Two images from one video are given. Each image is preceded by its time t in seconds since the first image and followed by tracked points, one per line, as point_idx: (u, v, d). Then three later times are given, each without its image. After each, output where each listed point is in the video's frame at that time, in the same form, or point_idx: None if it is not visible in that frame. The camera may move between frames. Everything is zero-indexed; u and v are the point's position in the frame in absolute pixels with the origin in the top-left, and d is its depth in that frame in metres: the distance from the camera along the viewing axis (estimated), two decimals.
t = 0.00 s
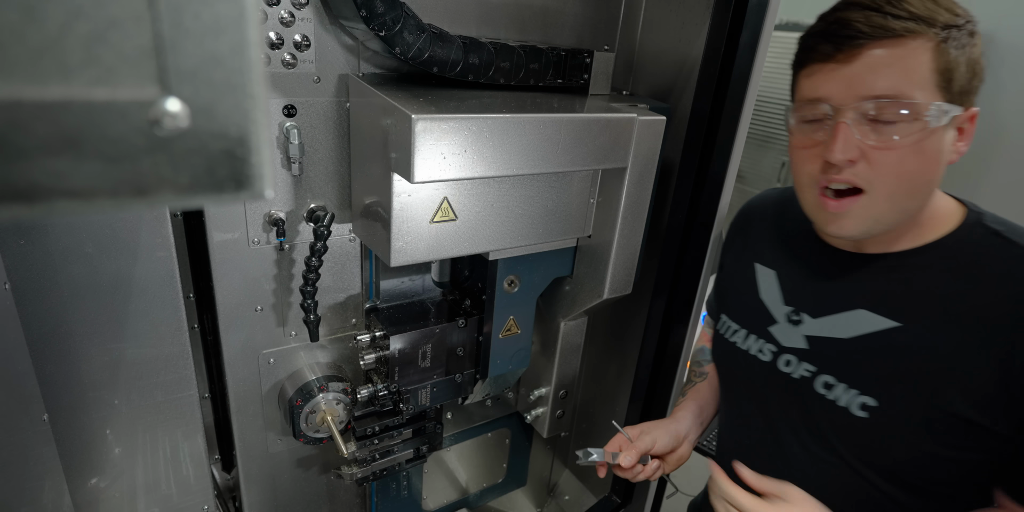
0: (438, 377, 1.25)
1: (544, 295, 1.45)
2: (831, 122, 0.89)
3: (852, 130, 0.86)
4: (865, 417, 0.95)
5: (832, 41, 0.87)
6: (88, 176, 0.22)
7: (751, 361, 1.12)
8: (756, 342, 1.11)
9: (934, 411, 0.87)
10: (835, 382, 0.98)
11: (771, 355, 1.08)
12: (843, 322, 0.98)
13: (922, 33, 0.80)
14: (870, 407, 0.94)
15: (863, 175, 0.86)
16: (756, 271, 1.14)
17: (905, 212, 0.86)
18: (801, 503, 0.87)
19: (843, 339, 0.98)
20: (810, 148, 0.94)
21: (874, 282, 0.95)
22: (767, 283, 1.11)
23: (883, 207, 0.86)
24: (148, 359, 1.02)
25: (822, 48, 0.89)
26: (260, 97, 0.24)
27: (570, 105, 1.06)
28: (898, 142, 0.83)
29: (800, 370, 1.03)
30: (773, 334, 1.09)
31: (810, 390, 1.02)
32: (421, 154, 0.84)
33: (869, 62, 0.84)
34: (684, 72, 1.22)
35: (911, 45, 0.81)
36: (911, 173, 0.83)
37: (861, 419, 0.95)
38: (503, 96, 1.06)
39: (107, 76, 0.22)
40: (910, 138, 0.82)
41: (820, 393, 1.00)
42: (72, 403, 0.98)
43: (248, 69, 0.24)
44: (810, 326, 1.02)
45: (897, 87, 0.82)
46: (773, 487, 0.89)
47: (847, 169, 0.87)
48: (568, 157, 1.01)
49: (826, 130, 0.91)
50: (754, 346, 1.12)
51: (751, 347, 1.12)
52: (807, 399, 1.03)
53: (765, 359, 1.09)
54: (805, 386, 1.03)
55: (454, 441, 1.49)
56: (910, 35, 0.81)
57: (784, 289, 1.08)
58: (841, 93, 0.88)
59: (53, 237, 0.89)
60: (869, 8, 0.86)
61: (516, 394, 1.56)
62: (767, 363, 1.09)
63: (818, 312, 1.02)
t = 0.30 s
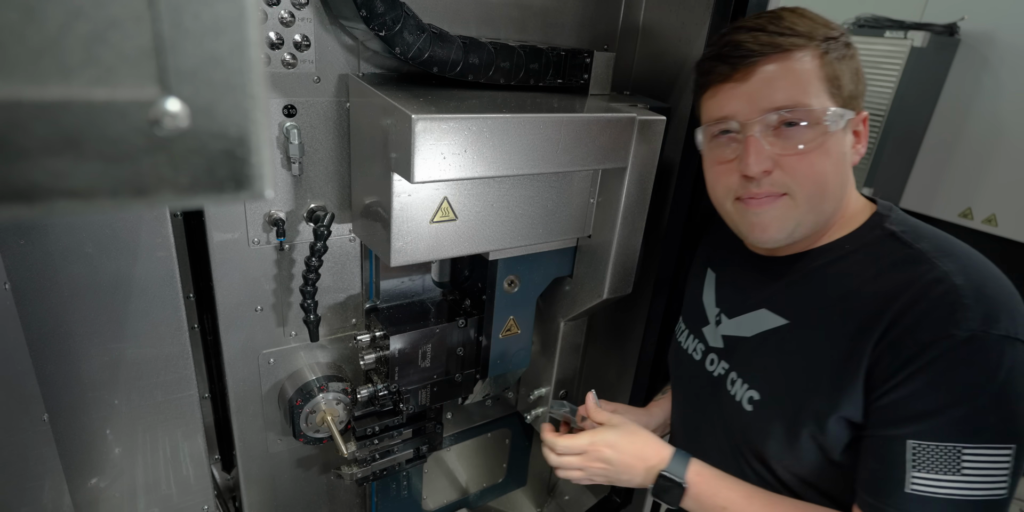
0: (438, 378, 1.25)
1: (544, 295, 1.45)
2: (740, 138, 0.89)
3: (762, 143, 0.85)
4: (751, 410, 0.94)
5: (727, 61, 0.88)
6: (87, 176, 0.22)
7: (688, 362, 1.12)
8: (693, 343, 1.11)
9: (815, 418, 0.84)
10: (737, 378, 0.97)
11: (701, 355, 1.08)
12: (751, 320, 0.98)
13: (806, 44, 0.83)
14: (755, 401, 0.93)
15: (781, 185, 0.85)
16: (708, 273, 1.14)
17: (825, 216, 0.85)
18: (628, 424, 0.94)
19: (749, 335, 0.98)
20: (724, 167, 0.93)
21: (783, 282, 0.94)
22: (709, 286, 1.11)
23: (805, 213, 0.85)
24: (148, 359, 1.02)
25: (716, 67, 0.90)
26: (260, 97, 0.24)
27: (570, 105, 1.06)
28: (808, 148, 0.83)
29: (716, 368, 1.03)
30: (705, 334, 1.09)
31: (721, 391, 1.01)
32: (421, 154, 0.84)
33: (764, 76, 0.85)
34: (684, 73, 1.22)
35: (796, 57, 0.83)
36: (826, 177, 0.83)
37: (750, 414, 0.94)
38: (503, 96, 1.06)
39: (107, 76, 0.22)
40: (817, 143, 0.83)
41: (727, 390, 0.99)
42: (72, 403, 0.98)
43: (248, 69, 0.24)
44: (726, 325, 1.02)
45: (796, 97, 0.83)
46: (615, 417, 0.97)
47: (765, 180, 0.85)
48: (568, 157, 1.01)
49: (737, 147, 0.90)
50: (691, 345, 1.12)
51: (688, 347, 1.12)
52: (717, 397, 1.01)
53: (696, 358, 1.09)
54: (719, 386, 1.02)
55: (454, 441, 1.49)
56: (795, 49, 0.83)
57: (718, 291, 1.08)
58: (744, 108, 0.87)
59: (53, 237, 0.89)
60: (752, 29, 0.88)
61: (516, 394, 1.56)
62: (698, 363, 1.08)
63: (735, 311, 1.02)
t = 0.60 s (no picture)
0: (438, 378, 1.25)
1: (543, 295, 1.45)
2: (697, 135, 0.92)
3: (718, 139, 0.88)
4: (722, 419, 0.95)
5: (683, 57, 0.92)
6: (88, 176, 0.22)
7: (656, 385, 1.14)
8: (661, 364, 1.14)
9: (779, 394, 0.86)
10: (706, 388, 0.99)
11: (670, 376, 1.10)
12: (712, 333, 1.00)
13: (760, 43, 0.87)
14: (723, 407, 0.95)
15: (737, 182, 0.87)
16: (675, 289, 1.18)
17: (783, 217, 0.87)
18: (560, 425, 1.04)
19: (711, 344, 1.00)
20: (682, 166, 0.96)
21: (743, 294, 0.97)
22: (676, 305, 1.15)
23: (761, 212, 0.87)
24: (148, 360, 1.02)
25: (676, 65, 0.93)
26: (260, 97, 0.24)
27: (570, 105, 1.06)
28: (761, 144, 0.85)
29: (683, 384, 1.05)
30: (671, 354, 1.11)
31: (690, 402, 1.03)
32: (421, 154, 0.84)
33: (721, 73, 0.88)
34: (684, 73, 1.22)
35: (751, 55, 0.87)
36: (781, 176, 0.86)
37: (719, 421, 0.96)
38: (503, 96, 1.06)
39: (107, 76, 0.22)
40: (772, 141, 0.85)
41: (695, 401, 1.01)
42: (72, 403, 0.98)
43: (248, 69, 0.24)
44: (693, 341, 1.05)
45: (749, 94, 0.86)
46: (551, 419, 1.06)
47: (720, 176, 0.88)
48: (568, 157, 1.01)
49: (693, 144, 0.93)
50: (660, 366, 1.15)
51: (659, 367, 1.15)
52: (687, 409, 1.04)
53: (665, 379, 1.11)
54: (688, 399, 1.04)
55: (454, 441, 1.49)
56: (749, 47, 0.87)
57: (686, 309, 1.11)
58: (699, 104, 0.91)
59: (53, 237, 0.89)
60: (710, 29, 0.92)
61: (516, 394, 1.56)
62: (668, 383, 1.11)
63: (700, 327, 1.04)
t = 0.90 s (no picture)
0: (438, 378, 1.25)
1: (543, 295, 1.45)
2: (661, 160, 0.91)
3: (684, 166, 0.88)
4: (689, 446, 0.95)
5: (644, 80, 0.90)
6: (87, 176, 0.22)
7: (632, 399, 1.15)
8: (638, 378, 1.14)
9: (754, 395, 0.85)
10: (675, 412, 0.99)
11: (644, 389, 1.11)
12: (683, 353, 1.00)
13: (724, 62, 0.85)
14: (692, 435, 0.95)
15: (705, 208, 0.88)
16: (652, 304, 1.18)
17: (751, 238, 0.88)
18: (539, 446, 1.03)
19: (683, 368, 1.00)
20: (647, 190, 0.95)
21: (714, 316, 0.98)
22: (653, 318, 1.16)
23: (729, 235, 0.88)
24: (148, 360, 1.02)
25: (636, 88, 0.92)
26: (260, 97, 0.24)
27: (570, 105, 1.07)
28: (728, 170, 0.85)
29: (656, 401, 1.06)
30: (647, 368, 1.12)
31: (659, 422, 1.04)
32: (421, 154, 0.84)
33: (683, 97, 0.87)
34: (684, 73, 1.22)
35: (716, 76, 0.85)
36: (748, 199, 0.86)
37: (688, 448, 0.96)
38: (503, 96, 1.06)
39: (107, 76, 0.22)
40: (739, 164, 0.85)
41: (664, 424, 1.02)
42: (71, 403, 0.98)
43: (248, 69, 0.24)
44: (665, 360, 1.05)
45: (714, 116, 0.86)
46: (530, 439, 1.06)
47: (687, 203, 0.88)
48: (568, 159, 1.01)
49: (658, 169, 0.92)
50: (636, 379, 1.15)
51: (635, 380, 1.15)
52: (657, 430, 1.04)
53: (640, 393, 1.12)
54: (657, 418, 1.04)
55: (454, 441, 1.49)
56: (711, 67, 0.85)
57: (660, 323, 1.12)
58: (664, 129, 0.90)
59: (53, 237, 0.89)
60: (669, 46, 0.90)
61: (516, 394, 1.56)
62: (642, 397, 1.11)
63: (672, 343, 1.05)
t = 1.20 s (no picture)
0: (438, 378, 1.25)
1: (543, 295, 1.45)
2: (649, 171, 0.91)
3: (669, 177, 0.88)
4: (688, 450, 0.96)
5: (625, 94, 0.90)
6: (87, 176, 0.22)
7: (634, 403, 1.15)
8: (639, 381, 1.14)
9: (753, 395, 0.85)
10: (674, 418, 0.99)
11: (644, 392, 1.11)
12: (679, 357, 1.01)
13: (702, 72, 0.86)
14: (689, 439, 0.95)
15: (692, 217, 0.88)
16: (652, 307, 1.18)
17: (741, 243, 0.89)
18: (535, 448, 1.03)
19: (679, 372, 1.00)
20: (636, 201, 0.95)
21: (707, 318, 0.98)
22: (651, 321, 1.16)
23: (719, 242, 0.88)
24: (148, 360, 1.02)
25: (618, 103, 0.92)
26: (260, 97, 0.24)
27: (570, 105, 1.07)
28: (712, 178, 0.86)
29: (655, 404, 1.06)
30: (646, 371, 1.12)
31: (661, 427, 1.04)
32: (421, 154, 0.84)
33: (664, 108, 0.87)
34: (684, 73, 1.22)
35: (694, 87, 0.86)
36: (735, 206, 0.87)
37: (687, 452, 0.96)
38: (503, 96, 1.06)
39: (107, 76, 0.22)
40: (723, 172, 0.86)
41: (666, 428, 1.02)
42: (72, 403, 0.98)
43: (248, 69, 0.24)
44: (662, 363, 1.05)
45: (696, 126, 0.86)
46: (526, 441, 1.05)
47: (675, 213, 0.88)
48: (567, 159, 1.01)
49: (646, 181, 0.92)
50: (637, 382, 1.15)
51: (636, 383, 1.15)
52: (659, 435, 1.04)
53: (640, 396, 1.12)
54: (659, 422, 1.04)
55: (454, 441, 1.49)
56: (688, 77, 0.86)
57: (657, 327, 1.12)
58: (648, 141, 0.90)
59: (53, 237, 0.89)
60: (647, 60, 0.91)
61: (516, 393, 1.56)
62: (642, 400, 1.11)
63: (668, 346, 1.05)
